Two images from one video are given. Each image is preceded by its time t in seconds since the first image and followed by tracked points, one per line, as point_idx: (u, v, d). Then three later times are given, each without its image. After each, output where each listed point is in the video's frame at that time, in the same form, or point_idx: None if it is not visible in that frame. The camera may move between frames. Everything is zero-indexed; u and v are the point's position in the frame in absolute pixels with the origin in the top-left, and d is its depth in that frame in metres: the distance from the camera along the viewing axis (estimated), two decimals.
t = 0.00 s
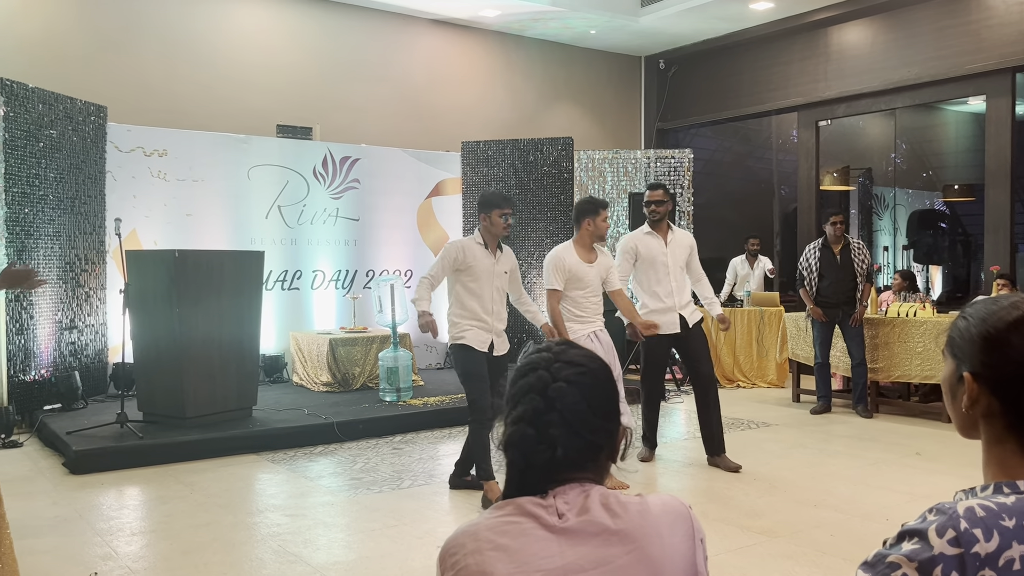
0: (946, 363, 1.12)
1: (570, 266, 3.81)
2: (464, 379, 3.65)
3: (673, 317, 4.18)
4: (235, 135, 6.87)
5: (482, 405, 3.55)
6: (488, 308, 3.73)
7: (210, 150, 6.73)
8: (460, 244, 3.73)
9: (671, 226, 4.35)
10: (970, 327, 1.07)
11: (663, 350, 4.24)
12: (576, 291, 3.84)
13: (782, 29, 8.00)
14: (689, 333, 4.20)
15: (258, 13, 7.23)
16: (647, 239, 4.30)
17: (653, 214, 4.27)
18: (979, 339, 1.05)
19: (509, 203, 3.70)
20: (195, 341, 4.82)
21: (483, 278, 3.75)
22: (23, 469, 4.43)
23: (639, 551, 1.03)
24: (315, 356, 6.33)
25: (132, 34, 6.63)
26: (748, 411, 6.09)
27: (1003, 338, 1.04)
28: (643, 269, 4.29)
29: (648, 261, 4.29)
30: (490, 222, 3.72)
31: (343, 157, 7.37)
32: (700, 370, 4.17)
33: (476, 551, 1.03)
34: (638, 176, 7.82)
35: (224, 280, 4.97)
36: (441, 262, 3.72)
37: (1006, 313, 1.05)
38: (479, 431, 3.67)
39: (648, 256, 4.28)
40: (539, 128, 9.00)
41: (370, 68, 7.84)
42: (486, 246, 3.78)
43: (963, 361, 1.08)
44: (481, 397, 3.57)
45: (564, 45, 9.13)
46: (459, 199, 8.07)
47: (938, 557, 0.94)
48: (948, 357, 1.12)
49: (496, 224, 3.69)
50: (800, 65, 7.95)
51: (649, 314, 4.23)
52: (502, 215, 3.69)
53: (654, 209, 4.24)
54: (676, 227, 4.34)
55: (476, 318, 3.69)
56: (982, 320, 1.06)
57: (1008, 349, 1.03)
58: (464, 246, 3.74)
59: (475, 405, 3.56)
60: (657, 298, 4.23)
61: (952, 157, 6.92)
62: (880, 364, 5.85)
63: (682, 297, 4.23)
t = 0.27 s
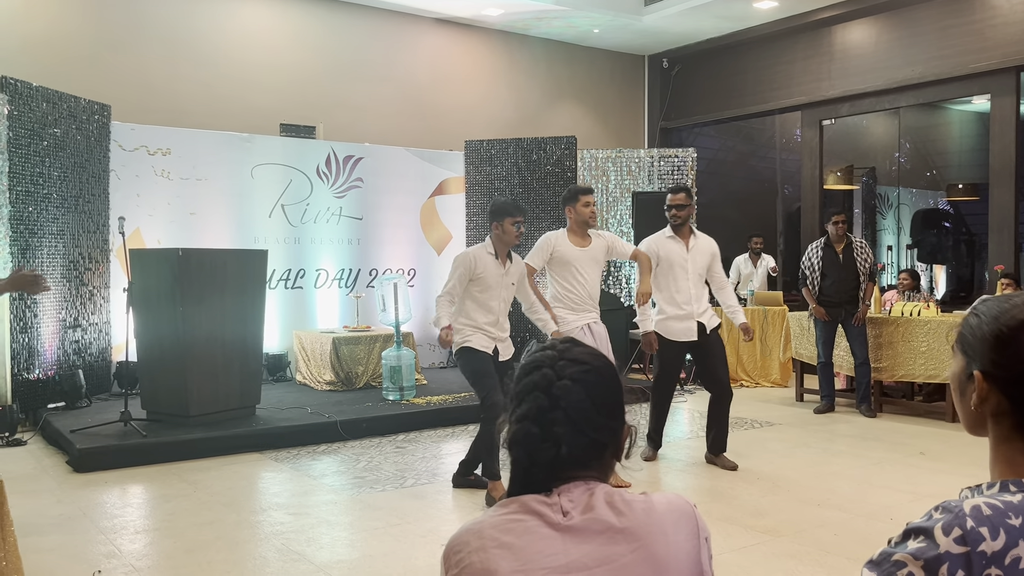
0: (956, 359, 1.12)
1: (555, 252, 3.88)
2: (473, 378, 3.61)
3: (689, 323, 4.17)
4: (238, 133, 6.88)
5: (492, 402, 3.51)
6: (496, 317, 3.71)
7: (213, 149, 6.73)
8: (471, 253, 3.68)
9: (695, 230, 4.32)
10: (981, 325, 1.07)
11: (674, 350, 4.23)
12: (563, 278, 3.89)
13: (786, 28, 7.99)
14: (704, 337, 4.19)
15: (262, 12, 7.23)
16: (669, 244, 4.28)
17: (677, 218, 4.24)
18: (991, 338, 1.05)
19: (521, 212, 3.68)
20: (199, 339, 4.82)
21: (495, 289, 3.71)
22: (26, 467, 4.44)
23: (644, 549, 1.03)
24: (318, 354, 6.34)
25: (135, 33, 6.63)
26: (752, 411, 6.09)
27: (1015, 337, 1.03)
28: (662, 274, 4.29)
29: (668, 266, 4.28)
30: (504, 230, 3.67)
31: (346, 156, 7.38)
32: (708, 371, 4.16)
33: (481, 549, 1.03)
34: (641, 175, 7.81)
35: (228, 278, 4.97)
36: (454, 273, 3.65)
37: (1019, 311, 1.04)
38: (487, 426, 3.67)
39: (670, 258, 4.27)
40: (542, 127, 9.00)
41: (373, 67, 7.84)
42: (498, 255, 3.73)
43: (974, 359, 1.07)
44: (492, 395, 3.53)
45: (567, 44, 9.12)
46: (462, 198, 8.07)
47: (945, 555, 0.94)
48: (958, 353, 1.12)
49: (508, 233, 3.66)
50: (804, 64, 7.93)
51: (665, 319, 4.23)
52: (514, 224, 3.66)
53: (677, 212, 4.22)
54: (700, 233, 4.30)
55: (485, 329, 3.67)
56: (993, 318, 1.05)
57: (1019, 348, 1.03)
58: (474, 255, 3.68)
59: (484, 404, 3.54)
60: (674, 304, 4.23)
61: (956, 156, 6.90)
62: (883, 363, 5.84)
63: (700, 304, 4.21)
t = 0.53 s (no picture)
0: (959, 358, 1.11)
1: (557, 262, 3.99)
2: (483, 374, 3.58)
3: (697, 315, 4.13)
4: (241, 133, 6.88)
5: (494, 403, 3.44)
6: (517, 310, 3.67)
7: (217, 149, 6.74)
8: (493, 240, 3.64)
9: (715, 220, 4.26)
10: (986, 324, 1.06)
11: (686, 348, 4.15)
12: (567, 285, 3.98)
13: (790, 27, 7.98)
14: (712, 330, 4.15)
15: (265, 12, 7.24)
16: (684, 235, 4.24)
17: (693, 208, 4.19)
18: (994, 337, 1.05)
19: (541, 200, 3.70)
20: (202, 338, 4.83)
21: (519, 277, 3.67)
22: (30, 465, 4.45)
23: (644, 547, 1.03)
24: (321, 353, 6.34)
25: (139, 32, 6.65)
26: (755, 410, 6.08)
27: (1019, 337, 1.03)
28: (675, 264, 4.27)
29: (682, 256, 4.24)
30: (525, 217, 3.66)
31: (349, 156, 7.38)
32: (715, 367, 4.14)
33: (481, 547, 1.03)
34: (644, 175, 7.80)
35: (231, 277, 4.98)
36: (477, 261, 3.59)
37: None
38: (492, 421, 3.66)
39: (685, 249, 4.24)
40: (545, 126, 9.00)
41: (376, 66, 7.84)
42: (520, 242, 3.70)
43: (978, 358, 1.07)
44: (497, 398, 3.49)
45: (571, 44, 9.12)
46: (465, 197, 8.07)
47: (945, 554, 0.94)
48: (961, 351, 1.11)
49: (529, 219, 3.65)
50: (807, 63, 7.92)
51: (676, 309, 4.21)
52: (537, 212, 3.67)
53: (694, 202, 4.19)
54: (719, 224, 4.22)
55: (507, 320, 3.63)
56: (998, 318, 1.05)
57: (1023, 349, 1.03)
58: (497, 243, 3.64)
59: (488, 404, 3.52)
60: (684, 295, 4.19)
61: (960, 156, 6.86)
62: (886, 363, 5.83)
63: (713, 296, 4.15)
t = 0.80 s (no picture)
0: (961, 359, 1.12)
1: (570, 258, 3.84)
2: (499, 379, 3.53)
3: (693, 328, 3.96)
4: (243, 133, 6.89)
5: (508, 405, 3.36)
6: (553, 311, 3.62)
7: (219, 149, 6.75)
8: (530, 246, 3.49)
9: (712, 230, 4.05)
10: (988, 326, 1.06)
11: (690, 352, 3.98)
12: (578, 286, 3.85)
13: (792, 28, 7.98)
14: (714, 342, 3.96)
15: (267, 12, 7.25)
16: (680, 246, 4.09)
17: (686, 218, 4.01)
18: (996, 339, 1.05)
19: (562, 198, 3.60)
20: (204, 338, 4.83)
21: (553, 284, 3.58)
22: (32, 465, 4.46)
23: (643, 548, 1.03)
24: (322, 353, 6.35)
25: (141, 32, 6.66)
26: (756, 411, 6.08)
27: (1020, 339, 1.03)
28: (674, 277, 4.13)
29: (680, 269, 4.09)
30: (560, 220, 3.54)
31: (351, 156, 7.39)
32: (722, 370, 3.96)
33: (481, 548, 1.03)
34: (646, 175, 7.80)
35: (233, 277, 4.99)
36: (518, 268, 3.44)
37: None
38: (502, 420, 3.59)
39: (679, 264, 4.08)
40: (547, 127, 9.00)
41: (378, 66, 7.85)
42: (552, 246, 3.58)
43: (979, 360, 1.07)
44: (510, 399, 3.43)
45: (572, 44, 9.12)
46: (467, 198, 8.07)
47: (944, 556, 0.94)
48: (963, 353, 1.12)
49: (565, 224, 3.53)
50: (809, 63, 7.92)
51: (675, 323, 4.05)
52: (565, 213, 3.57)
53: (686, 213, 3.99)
54: (715, 232, 4.02)
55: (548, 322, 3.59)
56: (1001, 320, 1.05)
57: None
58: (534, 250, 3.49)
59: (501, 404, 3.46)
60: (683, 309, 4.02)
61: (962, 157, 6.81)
62: (888, 364, 5.82)
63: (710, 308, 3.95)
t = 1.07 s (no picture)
0: (957, 364, 1.12)
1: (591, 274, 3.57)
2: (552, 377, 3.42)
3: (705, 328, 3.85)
4: (246, 134, 6.90)
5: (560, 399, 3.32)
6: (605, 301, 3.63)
7: (222, 150, 6.76)
8: (580, 235, 3.48)
9: (718, 223, 3.85)
10: (983, 332, 1.07)
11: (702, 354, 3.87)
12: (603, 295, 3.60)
13: (794, 29, 7.97)
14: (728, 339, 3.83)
15: (269, 12, 7.25)
16: (684, 245, 3.93)
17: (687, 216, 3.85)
18: (992, 344, 1.05)
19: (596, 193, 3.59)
20: (206, 339, 4.84)
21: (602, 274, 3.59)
22: (35, 465, 4.47)
23: (645, 552, 1.03)
24: (324, 354, 6.36)
25: (144, 33, 6.66)
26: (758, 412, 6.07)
27: (1015, 344, 1.03)
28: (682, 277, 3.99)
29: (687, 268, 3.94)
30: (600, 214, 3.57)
31: (353, 156, 7.39)
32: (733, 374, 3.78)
33: (483, 552, 1.04)
34: (648, 176, 7.79)
35: (235, 278, 4.99)
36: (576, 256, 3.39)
37: (1019, 319, 1.04)
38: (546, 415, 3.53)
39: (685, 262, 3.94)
40: (549, 127, 9.00)
41: (380, 67, 7.86)
42: (594, 239, 3.57)
43: (974, 364, 1.08)
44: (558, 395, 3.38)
45: (575, 44, 9.12)
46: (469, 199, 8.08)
47: (944, 559, 0.94)
48: (960, 357, 1.12)
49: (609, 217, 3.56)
50: (811, 64, 7.92)
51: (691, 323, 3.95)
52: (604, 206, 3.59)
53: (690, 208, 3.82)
54: (718, 228, 3.83)
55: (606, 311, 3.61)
56: (995, 325, 1.05)
57: (1018, 356, 1.03)
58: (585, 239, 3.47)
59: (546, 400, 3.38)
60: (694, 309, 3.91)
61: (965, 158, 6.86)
62: (890, 365, 5.82)
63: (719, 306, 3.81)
